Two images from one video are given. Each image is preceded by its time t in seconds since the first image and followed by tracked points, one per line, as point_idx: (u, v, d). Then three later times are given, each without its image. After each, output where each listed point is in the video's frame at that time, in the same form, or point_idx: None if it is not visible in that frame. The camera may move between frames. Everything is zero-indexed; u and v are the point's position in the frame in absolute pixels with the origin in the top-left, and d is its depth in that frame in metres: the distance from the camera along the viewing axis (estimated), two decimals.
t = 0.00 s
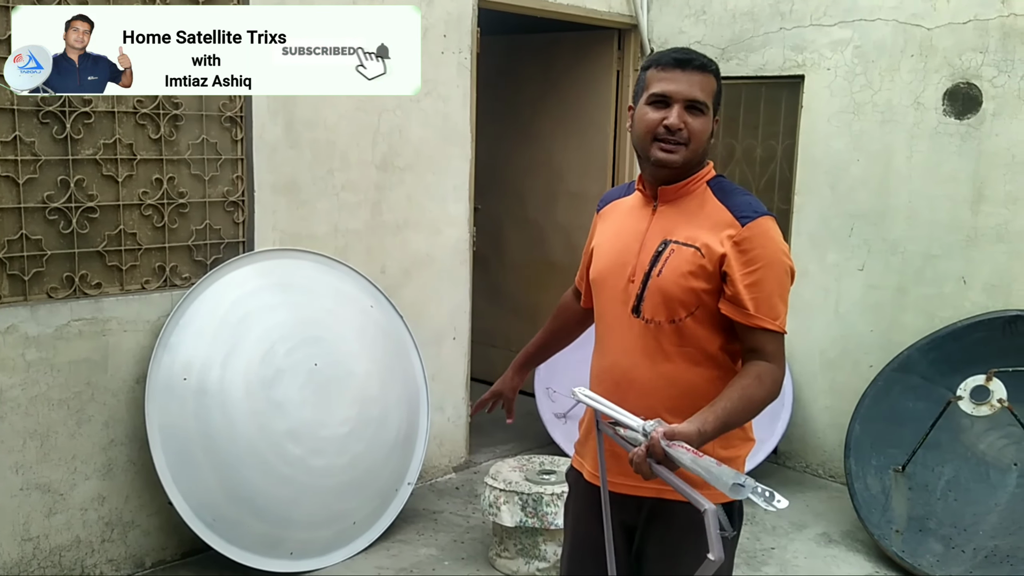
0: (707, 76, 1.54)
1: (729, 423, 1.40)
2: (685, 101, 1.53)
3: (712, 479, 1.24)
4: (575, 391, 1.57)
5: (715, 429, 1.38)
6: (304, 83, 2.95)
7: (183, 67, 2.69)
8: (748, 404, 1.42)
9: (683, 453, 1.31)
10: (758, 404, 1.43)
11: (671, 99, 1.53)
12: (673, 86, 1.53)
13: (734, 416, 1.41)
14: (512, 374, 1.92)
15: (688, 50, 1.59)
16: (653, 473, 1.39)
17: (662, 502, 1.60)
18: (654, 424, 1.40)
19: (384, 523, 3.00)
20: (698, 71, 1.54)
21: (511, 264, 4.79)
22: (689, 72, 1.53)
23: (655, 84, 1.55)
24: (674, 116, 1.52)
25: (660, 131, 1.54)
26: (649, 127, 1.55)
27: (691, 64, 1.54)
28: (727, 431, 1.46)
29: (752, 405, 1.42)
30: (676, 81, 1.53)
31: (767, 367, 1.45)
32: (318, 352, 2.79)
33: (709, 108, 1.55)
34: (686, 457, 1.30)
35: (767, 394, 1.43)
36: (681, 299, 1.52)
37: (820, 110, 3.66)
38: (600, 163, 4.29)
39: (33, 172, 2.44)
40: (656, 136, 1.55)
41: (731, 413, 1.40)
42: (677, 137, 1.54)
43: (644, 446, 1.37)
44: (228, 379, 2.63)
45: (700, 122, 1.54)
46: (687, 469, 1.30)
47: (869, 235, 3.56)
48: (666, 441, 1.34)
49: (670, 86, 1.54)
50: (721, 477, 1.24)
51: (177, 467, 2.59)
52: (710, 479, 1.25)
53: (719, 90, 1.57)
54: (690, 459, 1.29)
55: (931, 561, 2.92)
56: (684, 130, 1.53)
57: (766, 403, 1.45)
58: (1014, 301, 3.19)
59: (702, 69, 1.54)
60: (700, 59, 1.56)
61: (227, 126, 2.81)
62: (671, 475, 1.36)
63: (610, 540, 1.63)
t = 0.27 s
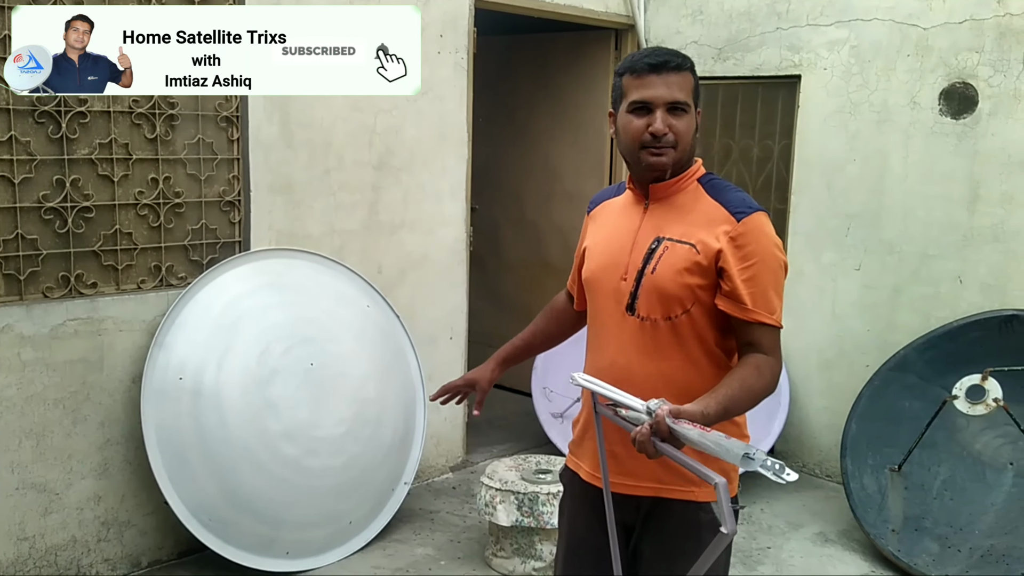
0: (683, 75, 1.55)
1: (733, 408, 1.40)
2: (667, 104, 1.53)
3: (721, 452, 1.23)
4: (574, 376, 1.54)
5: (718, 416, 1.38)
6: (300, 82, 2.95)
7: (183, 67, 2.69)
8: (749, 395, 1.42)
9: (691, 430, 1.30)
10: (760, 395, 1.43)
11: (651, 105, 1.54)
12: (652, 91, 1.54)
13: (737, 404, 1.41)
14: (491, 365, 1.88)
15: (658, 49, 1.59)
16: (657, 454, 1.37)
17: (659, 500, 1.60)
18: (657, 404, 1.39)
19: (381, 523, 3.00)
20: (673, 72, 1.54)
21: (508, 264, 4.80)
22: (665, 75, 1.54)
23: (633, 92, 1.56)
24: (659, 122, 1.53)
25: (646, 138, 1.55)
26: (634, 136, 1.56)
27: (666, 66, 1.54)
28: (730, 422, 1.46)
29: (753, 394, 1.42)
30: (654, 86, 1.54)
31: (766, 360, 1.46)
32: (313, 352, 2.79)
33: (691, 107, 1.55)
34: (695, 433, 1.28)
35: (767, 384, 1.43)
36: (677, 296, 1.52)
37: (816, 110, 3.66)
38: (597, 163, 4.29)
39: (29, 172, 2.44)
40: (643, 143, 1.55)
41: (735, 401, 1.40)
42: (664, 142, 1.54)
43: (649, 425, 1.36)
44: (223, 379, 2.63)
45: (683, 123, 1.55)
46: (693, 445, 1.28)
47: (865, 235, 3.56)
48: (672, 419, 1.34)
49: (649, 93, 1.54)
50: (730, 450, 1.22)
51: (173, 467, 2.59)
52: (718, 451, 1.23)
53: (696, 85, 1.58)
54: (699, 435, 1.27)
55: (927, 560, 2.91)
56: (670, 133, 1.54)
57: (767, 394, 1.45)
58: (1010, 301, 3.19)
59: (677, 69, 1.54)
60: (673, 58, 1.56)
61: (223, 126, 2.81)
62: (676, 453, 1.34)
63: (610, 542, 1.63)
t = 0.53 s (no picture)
0: (685, 70, 1.56)
1: (729, 410, 1.40)
2: (667, 97, 1.54)
3: (734, 456, 1.21)
4: (561, 385, 1.50)
5: (715, 418, 1.38)
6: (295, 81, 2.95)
7: (183, 67, 2.70)
8: (744, 394, 1.42)
9: (695, 435, 1.27)
10: (754, 394, 1.44)
11: (653, 96, 1.54)
12: (654, 83, 1.54)
13: (735, 404, 1.41)
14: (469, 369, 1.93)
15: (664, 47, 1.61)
16: (660, 458, 1.35)
17: (651, 499, 1.60)
18: (657, 410, 1.36)
19: (377, 522, 3.00)
20: (676, 66, 1.55)
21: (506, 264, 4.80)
22: (669, 67, 1.55)
23: (635, 82, 1.56)
24: (658, 112, 1.53)
25: (645, 128, 1.55)
26: (632, 126, 1.56)
27: (670, 60, 1.55)
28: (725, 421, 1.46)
29: (748, 393, 1.42)
30: (656, 77, 1.54)
31: (760, 358, 1.46)
32: (310, 351, 2.80)
33: (691, 103, 1.56)
34: (704, 437, 1.26)
35: (763, 383, 1.44)
36: (671, 293, 1.52)
37: (813, 110, 3.67)
38: (595, 163, 4.28)
39: (24, 171, 2.45)
40: (642, 133, 1.56)
41: (731, 400, 1.41)
42: (662, 134, 1.55)
43: (651, 431, 1.33)
44: (220, 378, 2.63)
45: (682, 117, 1.56)
46: (700, 449, 1.27)
47: (863, 235, 3.56)
48: (674, 425, 1.31)
49: (651, 83, 1.55)
50: (746, 456, 1.20)
51: (170, 466, 2.60)
52: (732, 457, 1.21)
53: (697, 83, 1.59)
54: (708, 440, 1.25)
55: (922, 558, 2.92)
56: (668, 125, 1.55)
57: (762, 393, 1.45)
58: (1007, 300, 3.19)
59: (680, 64, 1.56)
60: (678, 54, 1.58)
61: (219, 126, 2.81)
62: (681, 458, 1.33)
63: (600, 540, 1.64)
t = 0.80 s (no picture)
0: (684, 66, 1.55)
1: (726, 409, 1.39)
2: (665, 93, 1.53)
3: (734, 459, 1.20)
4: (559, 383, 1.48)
5: (714, 417, 1.37)
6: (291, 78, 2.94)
7: (182, 67, 2.71)
8: (739, 391, 1.41)
9: (695, 436, 1.26)
10: (749, 392, 1.43)
11: (650, 91, 1.54)
12: (652, 78, 1.54)
13: (731, 402, 1.40)
14: (467, 369, 1.92)
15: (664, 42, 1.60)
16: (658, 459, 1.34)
17: (641, 496, 1.59)
18: (656, 410, 1.34)
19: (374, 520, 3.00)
20: (675, 62, 1.55)
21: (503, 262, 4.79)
22: (667, 63, 1.54)
23: (633, 77, 1.56)
24: (655, 108, 1.53)
25: (642, 124, 1.55)
26: (629, 121, 1.55)
27: (668, 55, 1.55)
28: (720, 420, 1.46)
29: (743, 391, 1.42)
30: (654, 72, 1.54)
31: (754, 356, 1.46)
32: (307, 349, 2.79)
33: (688, 99, 1.56)
34: (706, 440, 1.24)
35: (758, 381, 1.43)
36: (663, 288, 1.51)
37: (811, 108, 3.66)
38: (593, 161, 4.28)
39: (20, 169, 2.44)
40: (638, 129, 1.55)
41: (728, 399, 1.40)
42: (658, 130, 1.54)
43: (649, 431, 1.32)
44: (217, 376, 2.63)
45: (679, 114, 1.55)
46: (700, 451, 1.25)
47: (860, 232, 3.56)
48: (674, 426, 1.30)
49: (649, 78, 1.54)
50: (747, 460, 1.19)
51: (166, 464, 2.59)
52: (733, 460, 1.20)
53: (695, 80, 1.58)
54: (709, 442, 1.24)
55: (921, 557, 2.93)
56: (665, 121, 1.54)
57: (757, 390, 1.45)
58: (1005, 298, 3.19)
59: (679, 60, 1.55)
60: (676, 49, 1.57)
61: (216, 124, 2.80)
62: (680, 458, 1.31)
63: (598, 551, 1.61)
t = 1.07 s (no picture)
0: (676, 58, 1.55)
1: (721, 405, 1.39)
2: (658, 84, 1.53)
3: (721, 455, 1.21)
4: (554, 384, 1.49)
5: (708, 414, 1.37)
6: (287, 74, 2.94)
7: (183, 67, 2.71)
8: (734, 386, 1.41)
9: (685, 434, 1.26)
10: (744, 386, 1.42)
11: (643, 83, 1.54)
12: (644, 71, 1.54)
13: (725, 397, 1.40)
14: (467, 359, 1.91)
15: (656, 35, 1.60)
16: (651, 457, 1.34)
17: (637, 490, 1.59)
18: (648, 408, 1.35)
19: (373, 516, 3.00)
20: (666, 53, 1.55)
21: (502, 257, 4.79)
22: (659, 55, 1.54)
23: (625, 70, 1.56)
24: (648, 100, 1.53)
25: (635, 116, 1.55)
26: (623, 114, 1.55)
27: (660, 47, 1.55)
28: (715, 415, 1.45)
29: (738, 385, 1.41)
30: (646, 64, 1.54)
31: (750, 349, 1.45)
32: (304, 345, 2.79)
33: (681, 90, 1.56)
34: (696, 437, 1.25)
35: (752, 375, 1.43)
36: (658, 281, 1.51)
37: (809, 101, 3.66)
38: (591, 156, 4.27)
39: (15, 167, 2.43)
40: (632, 121, 1.55)
41: (722, 395, 1.39)
42: (652, 121, 1.54)
43: (641, 430, 1.32)
44: (214, 373, 2.63)
45: (673, 105, 1.55)
46: (690, 449, 1.25)
47: (858, 226, 3.55)
48: (664, 424, 1.30)
49: (641, 70, 1.54)
50: (735, 456, 1.19)
51: (164, 461, 2.59)
52: (721, 455, 1.20)
53: (689, 71, 1.58)
54: (699, 439, 1.24)
55: (920, 550, 2.92)
56: (659, 113, 1.54)
57: (752, 385, 1.44)
58: (1003, 291, 3.19)
59: (671, 51, 1.55)
60: (668, 42, 1.57)
61: (212, 120, 2.80)
62: (671, 457, 1.31)
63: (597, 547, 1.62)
